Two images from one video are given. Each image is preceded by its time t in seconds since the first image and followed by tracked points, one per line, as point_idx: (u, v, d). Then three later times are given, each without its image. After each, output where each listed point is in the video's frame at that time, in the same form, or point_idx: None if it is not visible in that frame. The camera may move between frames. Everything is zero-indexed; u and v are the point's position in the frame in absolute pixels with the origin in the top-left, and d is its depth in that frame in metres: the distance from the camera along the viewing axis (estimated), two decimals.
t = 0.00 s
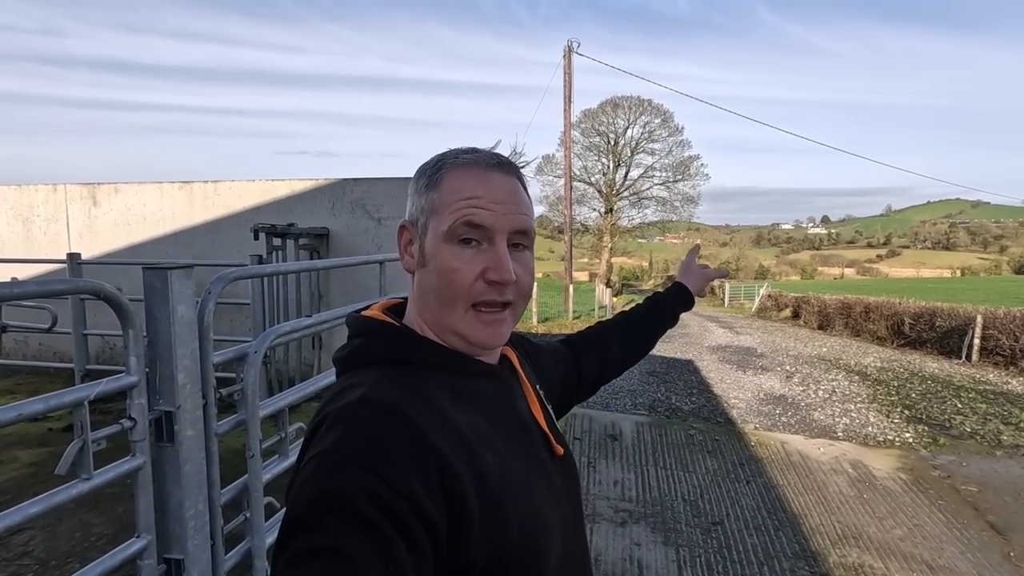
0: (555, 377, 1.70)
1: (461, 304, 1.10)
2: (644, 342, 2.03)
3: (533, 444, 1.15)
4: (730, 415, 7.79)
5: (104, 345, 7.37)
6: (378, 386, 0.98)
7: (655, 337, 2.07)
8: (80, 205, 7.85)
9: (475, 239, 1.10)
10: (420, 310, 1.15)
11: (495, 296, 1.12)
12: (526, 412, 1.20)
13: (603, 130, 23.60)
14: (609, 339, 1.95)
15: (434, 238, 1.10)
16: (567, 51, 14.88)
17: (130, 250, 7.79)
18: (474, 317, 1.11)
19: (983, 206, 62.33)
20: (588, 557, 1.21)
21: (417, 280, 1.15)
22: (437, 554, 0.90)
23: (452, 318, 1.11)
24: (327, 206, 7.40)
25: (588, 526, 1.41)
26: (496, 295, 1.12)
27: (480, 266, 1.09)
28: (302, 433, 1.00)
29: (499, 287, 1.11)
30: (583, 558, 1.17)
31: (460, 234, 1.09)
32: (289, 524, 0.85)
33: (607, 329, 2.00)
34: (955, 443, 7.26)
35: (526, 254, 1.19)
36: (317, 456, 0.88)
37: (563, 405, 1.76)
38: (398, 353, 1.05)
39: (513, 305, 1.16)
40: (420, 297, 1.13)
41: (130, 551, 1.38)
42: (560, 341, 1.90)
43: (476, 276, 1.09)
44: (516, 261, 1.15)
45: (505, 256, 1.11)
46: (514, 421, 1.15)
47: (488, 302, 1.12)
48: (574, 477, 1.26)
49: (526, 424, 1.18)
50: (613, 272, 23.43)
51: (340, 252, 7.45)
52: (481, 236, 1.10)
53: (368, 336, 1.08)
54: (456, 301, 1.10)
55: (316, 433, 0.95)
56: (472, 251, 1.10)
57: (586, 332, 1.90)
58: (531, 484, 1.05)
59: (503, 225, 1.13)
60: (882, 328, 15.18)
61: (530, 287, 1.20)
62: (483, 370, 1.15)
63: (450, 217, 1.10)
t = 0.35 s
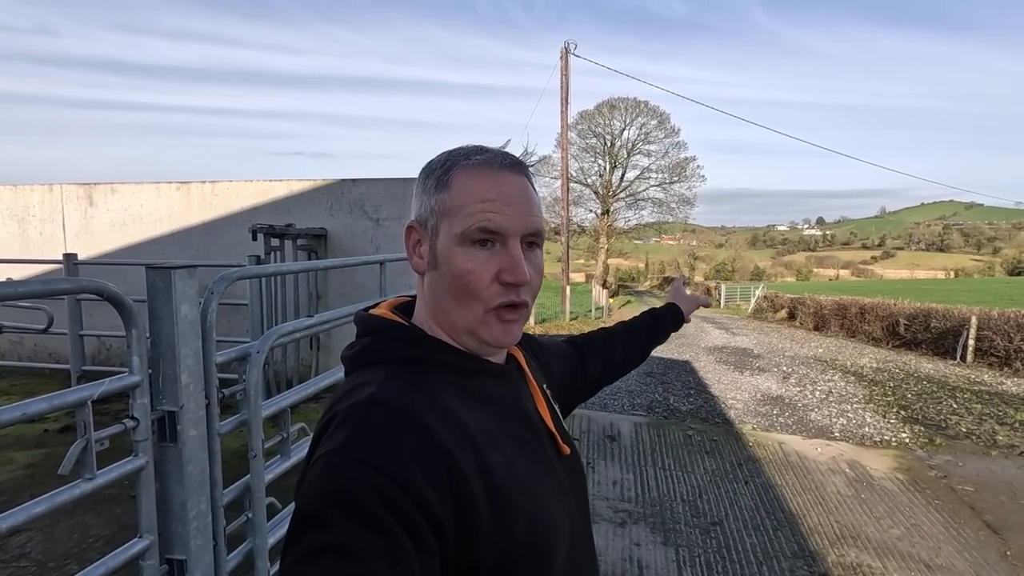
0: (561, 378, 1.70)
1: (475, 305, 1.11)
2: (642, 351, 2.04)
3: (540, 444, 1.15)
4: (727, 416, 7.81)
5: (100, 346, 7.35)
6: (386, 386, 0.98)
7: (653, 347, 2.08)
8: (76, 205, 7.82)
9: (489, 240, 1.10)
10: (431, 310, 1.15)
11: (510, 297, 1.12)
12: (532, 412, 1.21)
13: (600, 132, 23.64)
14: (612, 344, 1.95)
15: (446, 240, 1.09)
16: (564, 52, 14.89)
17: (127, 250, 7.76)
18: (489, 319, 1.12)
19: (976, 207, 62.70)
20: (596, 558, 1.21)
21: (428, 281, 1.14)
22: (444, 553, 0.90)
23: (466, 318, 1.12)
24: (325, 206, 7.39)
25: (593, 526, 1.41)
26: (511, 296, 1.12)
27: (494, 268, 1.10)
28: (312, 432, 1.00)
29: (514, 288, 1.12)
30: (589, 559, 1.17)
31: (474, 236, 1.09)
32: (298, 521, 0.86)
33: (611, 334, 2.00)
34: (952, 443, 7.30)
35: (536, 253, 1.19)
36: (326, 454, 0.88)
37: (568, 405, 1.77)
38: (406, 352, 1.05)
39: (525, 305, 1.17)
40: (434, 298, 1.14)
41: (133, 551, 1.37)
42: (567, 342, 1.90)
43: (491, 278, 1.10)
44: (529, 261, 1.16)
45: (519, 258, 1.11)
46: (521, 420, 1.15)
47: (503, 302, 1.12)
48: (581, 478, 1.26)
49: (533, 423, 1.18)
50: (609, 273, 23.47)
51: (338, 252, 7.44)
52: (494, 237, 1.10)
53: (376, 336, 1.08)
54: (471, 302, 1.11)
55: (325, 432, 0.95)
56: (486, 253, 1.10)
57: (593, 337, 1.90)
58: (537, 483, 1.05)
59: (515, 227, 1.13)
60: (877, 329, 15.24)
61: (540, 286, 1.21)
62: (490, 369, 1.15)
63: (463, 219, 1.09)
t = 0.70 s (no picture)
0: (569, 386, 1.71)
1: (485, 306, 1.11)
2: (653, 361, 2.05)
3: (550, 448, 1.16)
4: (724, 417, 7.83)
5: (93, 348, 7.30)
6: (397, 388, 0.99)
7: (661, 358, 2.08)
8: (70, 206, 7.77)
9: (499, 241, 1.10)
10: (441, 312, 1.16)
11: (520, 297, 1.13)
12: (543, 415, 1.21)
13: (594, 134, 23.70)
14: (621, 353, 1.96)
15: (456, 242, 1.10)
16: (559, 55, 14.91)
17: (121, 252, 7.71)
18: (500, 320, 1.12)
19: (966, 209, 63.26)
20: (606, 562, 1.22)
21: (438, 282, 1.15)
22: (454, 557, 0.90)
23: (477, 320, 1.12)
24: (322, 208, 7.37)
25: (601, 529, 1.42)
26: (521, 297, 1.13)
27: (504, 269, 1.10)
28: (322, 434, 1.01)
29: (524, 289, 1.13)
30: (599, 563, 1.17)
31: (483, 238, 1.10)
32: (308, 524, 0.86)
33: (618, 343, 2.01)
34: (945, 443, 7.35)
35: (546, 254, 1.20)
36: (337, 457, 0.88)
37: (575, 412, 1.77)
38: (417, 354, 1.06)
39: (535, 305, 1.17)
40: (445, 300, 1.14)
41: (135, 555, 1.37)
42: (575, 350, 1.91)
43: (501, 279, 1.10)
44: (538, 261, 1.17)
45: (528, 259, 1.12)
46: (532, 424, 1.16)
47: (514, 303, 1.13)
48: (590, 482, 1.26)
49: (543, 427, 1.18)
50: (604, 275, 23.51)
51: (334, 254, 7.42)
52: (504, 239, 1.11)
53: (387, 337, 1.09)
54: (481, 304, 1.11)
55: (335, 434, 0.95)
56: (496, 254, 1.11)
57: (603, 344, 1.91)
58: (547, 487, 1.06)
59: (524, 228, 1.13)
60: (870, 330, 15.33)
61: (550, 287, 1.21)
62: (500, 372, 1.16)
63: (473, 221, 1.10)
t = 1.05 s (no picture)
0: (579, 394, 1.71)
1: (501, 305, 1.12)
2: (671, 376, 1.98)
3: (563, 447, 1.17)
4: (720, 417, 7.86)
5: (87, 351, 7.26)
6: (412, 388, 1.00)
7: (683, 372, 2.01)
8: (63, 208, 7.72)
9: (517, 241, 1.11)
10: (456, 311, 1.16)
11: (536, 297, 1.14)
12: (555, 415, 1.22)
13: (588, 136, 23.76)
14: (636, 366, 1.93)
15: (474, 241, 1.11)
16: (553, 57, 14.95)
17: (115, 254, 7.67)
18: (515, 319, 1.14)
19: (955, 211, 63.84)
20: (619, 562, 1.22)
21: (454, 281, 1.16)
22: (470, 555, 0.91)
23: (492, 318, 1.13)
24: (318, 210, 7.35)
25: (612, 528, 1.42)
26: (537, 297, 1.14)
27: (521, 269, 1.11)
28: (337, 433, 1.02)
29: (539, 289, 1.14)
30: (612, 563, 1.18)
31: (502, 238, 1.11)
32: (325, 521, 0.86)
33: (635, 352, 1.99)
34: (939, 442, 7.41)
35: (561, 256, 1.21)
36: (353, 455, 0.89)
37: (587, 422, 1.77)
38: (431, 354, 1.07)
39: (549, 306, 1.19)
40: (460, 298, 1.15)
41: (141, 557, 1.37)
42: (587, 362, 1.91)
43: (518, 279, 1.11)
44: (554, 263, 1.18)
45: (545, 259, 1.13)
46: (545, 423, 1.17)
47: (528, 303, 1.14)
48: (603, 482, 1.27)
49: (556, 427, 1.19)
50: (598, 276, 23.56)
51: (330, 256, 7.40)
52: (522, 239, 1.12)
53: (403, 338, 1.10)
54: (497, 303, 1.12)
55: (351, 433, 0.96)
56: (514, 254, 1.12)
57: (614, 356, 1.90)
58: (561, 486, 1.06)
59: (541, 230, 1.15)
60: (863, 330, 15.43)
61: (564, 288, 1.23)
62: (513, 373, 1.17)
63: (492, 221, 1.11)
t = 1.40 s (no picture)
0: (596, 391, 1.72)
1: (509, 300, 1.13)
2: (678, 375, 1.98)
3: (574, 447, 1.17)
4: (718, 417, 7.88)
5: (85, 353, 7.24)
6: (424, 384, 1.01)
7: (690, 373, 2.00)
8: (61, 209, 7.70)
9: (528, 238, 1.13)
10: (467, 305, 1.18)
11: (544, 295, 1.14)
12: (567, 414, 1.23)
13: (585, 137, 23.80)
14: (643, 365, 1.92)
15: (486, 235, 1.13)
16: (550, 58, 14.96)
17: (113, 255, 7.65)
18: (522, 317, 1.14)
19: (950, 212, 64.14)
20: (630, 562, 1.23)
21: (466, 275, 1.18)
22: (480, 552, 0.91)
23: (501, 314, 1.14)
24: (317, 211, 7.35)
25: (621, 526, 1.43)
26: (546, 294, 1.14)
27: (530, 265, 1.12)
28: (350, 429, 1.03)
29: (548, 286, 1.14)
30: (623, 563, 1.18)
31: (512, 234, 1.12)
32: (336, 516, 0.87)
33: (651, 350, 2.00)
34: (936, 441, 7.45)
35: (574, 255, 1.21)
36: (365, 451, 0.90)
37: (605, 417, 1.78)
38: (444, 351, 1.08)
39: (560, 305, 1.18)
40: (470, 293, 1.17)
41: (148, 555, 1.38)
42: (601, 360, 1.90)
43: (526, 275, 1.12)
44: (565, 262, 1.18)
45: (555, 256, 1.13)
46: (557, 421, 1.18)
47: (537, 301, 1.14)
48: (614, 481, 1.28)
49: (567, 425, 1.20)
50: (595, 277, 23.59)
51: (329, 257, 7.40)
52: (533, 236, 1.13)
53: (415, 335, 1.12)
54: (505, 298, 1.13)
55: (363, 429, 0.97)
56: (524, 250, 1.13)
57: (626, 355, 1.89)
58: (571, 485, 1.07)
59: (553, 228, 1.15)
60: (859, 331, 15.49)
61: (577, 289, 1.22)
62: (524, 371, 1.18)
63: (503, 216, 1.12)
